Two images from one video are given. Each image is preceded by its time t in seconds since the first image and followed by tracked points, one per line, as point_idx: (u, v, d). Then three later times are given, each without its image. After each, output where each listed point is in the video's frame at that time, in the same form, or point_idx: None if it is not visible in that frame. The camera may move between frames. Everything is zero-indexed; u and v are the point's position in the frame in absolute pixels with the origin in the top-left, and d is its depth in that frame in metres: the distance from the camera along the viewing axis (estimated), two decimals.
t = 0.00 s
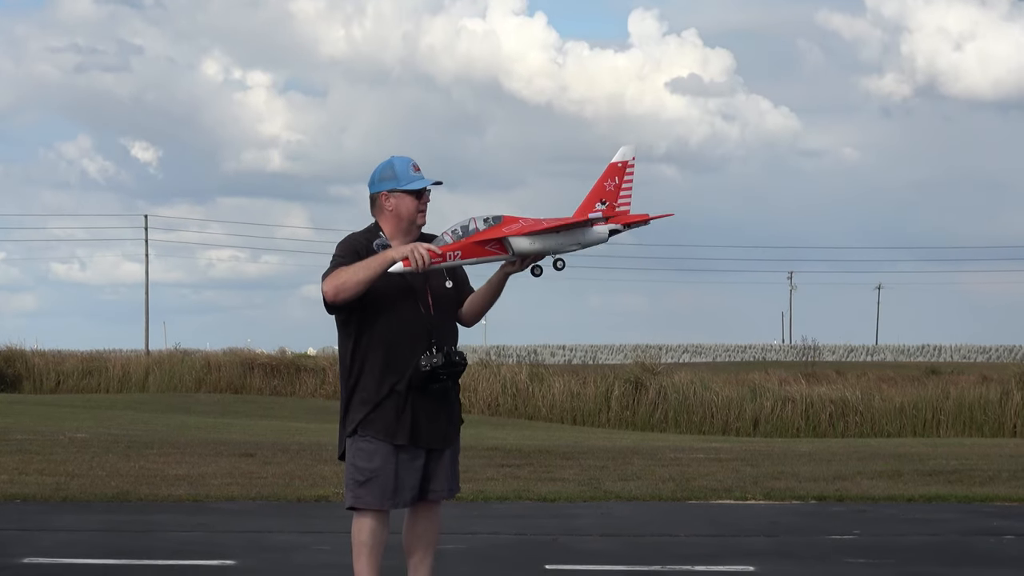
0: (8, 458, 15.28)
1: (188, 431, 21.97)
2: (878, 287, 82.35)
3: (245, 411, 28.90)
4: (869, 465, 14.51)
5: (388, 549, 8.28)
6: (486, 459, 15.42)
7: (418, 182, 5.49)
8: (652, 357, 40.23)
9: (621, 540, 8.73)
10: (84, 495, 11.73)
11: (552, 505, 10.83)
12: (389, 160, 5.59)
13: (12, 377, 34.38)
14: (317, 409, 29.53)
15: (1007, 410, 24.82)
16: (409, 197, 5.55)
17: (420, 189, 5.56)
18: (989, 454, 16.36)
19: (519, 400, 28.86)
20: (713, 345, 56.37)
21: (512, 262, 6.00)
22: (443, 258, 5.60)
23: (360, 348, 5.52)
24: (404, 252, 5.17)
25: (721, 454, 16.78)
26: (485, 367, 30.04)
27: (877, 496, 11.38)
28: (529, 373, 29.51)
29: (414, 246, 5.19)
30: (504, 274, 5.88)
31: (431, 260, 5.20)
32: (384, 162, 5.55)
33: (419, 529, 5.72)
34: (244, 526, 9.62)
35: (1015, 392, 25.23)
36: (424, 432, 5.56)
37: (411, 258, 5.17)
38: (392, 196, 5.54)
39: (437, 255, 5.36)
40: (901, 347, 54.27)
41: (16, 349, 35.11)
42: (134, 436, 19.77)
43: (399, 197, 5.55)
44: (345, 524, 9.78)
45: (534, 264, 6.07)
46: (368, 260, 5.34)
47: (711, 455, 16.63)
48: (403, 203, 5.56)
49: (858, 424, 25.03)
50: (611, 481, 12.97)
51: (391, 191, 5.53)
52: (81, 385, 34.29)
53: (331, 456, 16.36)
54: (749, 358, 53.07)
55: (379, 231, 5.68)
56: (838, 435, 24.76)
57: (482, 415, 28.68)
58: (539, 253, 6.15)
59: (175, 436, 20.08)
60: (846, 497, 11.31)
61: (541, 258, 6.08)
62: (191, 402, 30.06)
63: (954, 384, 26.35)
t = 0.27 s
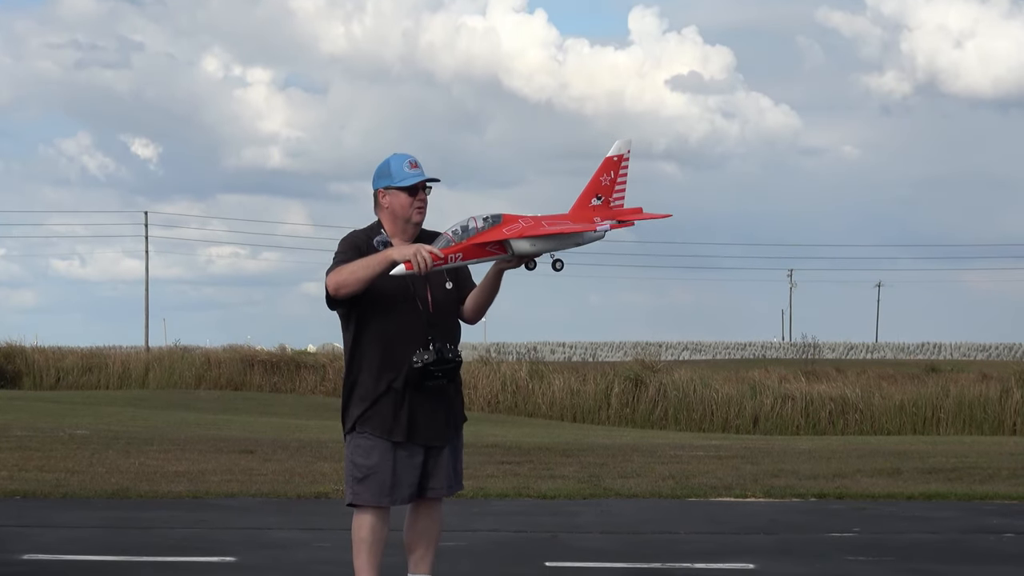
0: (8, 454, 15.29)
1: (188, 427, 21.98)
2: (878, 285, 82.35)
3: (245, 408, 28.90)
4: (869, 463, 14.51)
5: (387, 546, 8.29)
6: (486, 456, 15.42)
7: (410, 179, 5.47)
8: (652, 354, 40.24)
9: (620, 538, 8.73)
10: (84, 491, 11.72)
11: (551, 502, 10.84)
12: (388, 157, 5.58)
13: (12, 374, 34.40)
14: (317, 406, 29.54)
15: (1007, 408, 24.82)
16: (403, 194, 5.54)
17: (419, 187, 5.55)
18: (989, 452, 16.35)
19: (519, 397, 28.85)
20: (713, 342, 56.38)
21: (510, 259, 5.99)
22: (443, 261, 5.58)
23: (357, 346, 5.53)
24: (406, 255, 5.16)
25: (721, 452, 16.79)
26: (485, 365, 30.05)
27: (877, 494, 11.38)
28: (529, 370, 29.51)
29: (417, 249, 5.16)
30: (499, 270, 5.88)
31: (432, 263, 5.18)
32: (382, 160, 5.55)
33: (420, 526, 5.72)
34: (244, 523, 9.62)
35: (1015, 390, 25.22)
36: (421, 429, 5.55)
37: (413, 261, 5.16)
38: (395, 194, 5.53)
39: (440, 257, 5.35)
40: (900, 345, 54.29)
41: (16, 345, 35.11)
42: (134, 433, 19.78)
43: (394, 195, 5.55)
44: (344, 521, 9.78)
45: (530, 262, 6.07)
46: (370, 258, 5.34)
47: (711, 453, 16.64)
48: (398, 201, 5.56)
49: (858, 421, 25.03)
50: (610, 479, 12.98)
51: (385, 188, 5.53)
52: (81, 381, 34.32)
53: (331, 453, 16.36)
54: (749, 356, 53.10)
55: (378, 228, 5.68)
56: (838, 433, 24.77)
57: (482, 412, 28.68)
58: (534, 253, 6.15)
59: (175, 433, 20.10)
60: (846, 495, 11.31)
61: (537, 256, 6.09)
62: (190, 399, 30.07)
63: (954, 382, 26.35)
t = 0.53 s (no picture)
0: (7, 450, 15.30)
1: (188, 424, 22.00)
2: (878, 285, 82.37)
3: (245, 405, 28.91)
4: (868, 462, 14.51)
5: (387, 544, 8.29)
6: (485, 454, 15.43)
7: (408, 176, 5.47)
8: (652, 352, 40.23)
9: (619, 536, 8.72)
10: (83, 487, 11.72)
11: (550, 500, 10.84)
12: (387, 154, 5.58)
13: (12, 370, 34.43)
14: (317, 403, 29.56)
15: (1006, 407, 24.82)
16: (402, 191, 5.54)
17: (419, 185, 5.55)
18: (988, 451, 16.35)
19: (518, 395, 28.86)
20: (712, 340, 56.38)
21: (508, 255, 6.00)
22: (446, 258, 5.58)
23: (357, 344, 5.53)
24: (412, 252, 5.16)
25: (721, 451, 16.80)
26: (484, 362, 30.06)
27: (876, 493, 11.37)
28: (528, 368, 29.52)
29: (421, 246, 5.16)
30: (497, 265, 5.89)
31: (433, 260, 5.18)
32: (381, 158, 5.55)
33: (420, 523, 5.73)
34: (243, 520, 9.62)
35: (1015, 390, 25.20)
36: (420, 426, 5.55)
37: (419, 258, 5.17)
38: (394, 191, 5.52)
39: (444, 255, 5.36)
40: (900, 344, 54.31)
41: (17, 341, 35.14)
42: (133, 429, 19.79)
43: (393, 191, 5.54)
44: (343, 518, 9.78)
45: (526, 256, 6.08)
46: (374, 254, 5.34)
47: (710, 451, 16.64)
48: (397, 197, 5.56)
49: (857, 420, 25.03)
50: (610, 476, 12.99)
51: (385, 185, 5.53)
52: (81, 378, 34.34)
53: (331, 450, 16.37)
54: (748, 354, 53.10)
55: (380, 225, 5.68)
56: (838, 432, 24.77)
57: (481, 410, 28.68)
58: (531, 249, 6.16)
59: (175, 430, 20.11)
60: (845, 494, 11.31)
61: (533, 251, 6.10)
62: (190, 395, 30.09)
63: (954, 382, 26.33)
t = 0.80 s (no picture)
0: (8, 449, 15.31)
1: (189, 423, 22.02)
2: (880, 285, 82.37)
3: (246, 403, 28.92)
4: (870, 462, 14.51)
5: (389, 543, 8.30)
6: (486, 454, 15.43)
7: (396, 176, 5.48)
8: (653, 352, 40.29)
9: (621, 536, 8.72)
10: (84, 486, 11.74)
11: (551, 500, 10.85)
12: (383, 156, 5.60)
13: (13, 368, 34.45)
14: (318, 402, 29.57)
15: (1007, 407, 24.82)
16: (386, 192, 5.56)
17: (410, 186, 5.54)
18: (989, 451, 16.35)
19: (519, 395, 28.86)
20: (713, 340, 56.39)
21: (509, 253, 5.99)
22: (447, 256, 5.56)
23: (360, 344, 5.54)
24: (413, 248, 5.19)
25: (722, 450, 16.80)
26: (486, 362, 30.06)
27: (878, 493, 11.37)
28: (530, 367, 29.52)
29: (424, 243, 5.20)
30: (498, 264, 5.88)
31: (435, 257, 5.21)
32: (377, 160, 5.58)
33: (421, 523, 5.73)
34: (245, 519, 9.63)
35: (1016, 390, 25.19)
36: (423, 426, 5.55)
37: (421, 255, 5.19)
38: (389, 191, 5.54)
39: (444, 253, 5.37)
40: (901, 344, 54.32)
41: (18, 339, 35.16)
42: (134, 427, 19.80)
43: (382, 192, 5.57)
44: (345, 517, 9.78)
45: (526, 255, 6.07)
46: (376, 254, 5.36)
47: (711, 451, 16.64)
48: (388, 197, 5.57)
49: (858, 420, 25.03)
50: (611, 476, 13.00)
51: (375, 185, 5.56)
52: (82, 376, 34.35)
53: (332, 449, 16.37)
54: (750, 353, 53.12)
55: (381, 225, 5.70)
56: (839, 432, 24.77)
57: (482, 409, 28.69)
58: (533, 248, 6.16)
59: (176, 428, 20.12)
60: (846, 494, 11.32)
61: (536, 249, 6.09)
62: (191, 394, 30.10)
63: (955, 382, 26.34)
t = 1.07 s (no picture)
0: (8, 448, 15.31)
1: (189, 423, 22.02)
2: (878, 286, 82.46)
3: (246, 404, 28.91)
4: (870, 463, 14.51)
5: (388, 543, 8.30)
6: (486, 454, 15.43)
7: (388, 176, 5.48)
8: (653, 352, 40.25)
9: (622, 536, 8.72)
10: (84, 486, 11.74)
11: (551, 500, 10.84)
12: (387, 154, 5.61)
13: (12, 368, 34.46)
14: (317, 403, 29.58)
15: (1007, 408, 24.82)
16: (384, 191, 5.56)
17: (408, 186, 5.54)
18: (989, 452, 16.34)
19: (519, 395, 28.85)
20: (713, 341, 56.40)
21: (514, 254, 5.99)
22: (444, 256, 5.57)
23: (359, 345, 5.54)
24: (410, 249, 5.20)
25: (722, 451, 16.79)
26: (486, 362, 30.06)
27: (878, 494, 11.37)
28: (529, 368, 29.53)
29: (419, 244, 5.20)
30: (505, 266, 5.88)
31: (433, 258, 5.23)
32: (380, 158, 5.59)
33: (421, 523, 5.73)
34: (245, 519, 9.62)
35: (1016, 391, 25.19)
36: (422, 426, 5.55)
37: (417, 255, 5.19)
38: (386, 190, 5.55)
39: (443, 252, 5.38)
40: (900, 345, 54.34)
41: (18, 339, 35.16)
42: (134, 427, 19.79)
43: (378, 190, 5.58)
44: (344, 517, 9.78)
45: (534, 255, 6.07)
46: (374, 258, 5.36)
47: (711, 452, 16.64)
48: (384, 197, 5.58)
49: (858, 421, 25.02)
50: (610, 476, 13.00)
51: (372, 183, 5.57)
52: (81, 376, 34.34)
53: (332, 449, 16.37)
54: (749, 354, 53.14)
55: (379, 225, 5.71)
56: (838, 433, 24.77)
57: (482, 410, 28.70)
58: (540, 246, 6.15)
59: (176, 428, 20.13)
60: (846, 495, 11.31)
61: (542, 248, 6.09)
62: (191, 394, 30.11)
63: (955, 383, 26.34)
